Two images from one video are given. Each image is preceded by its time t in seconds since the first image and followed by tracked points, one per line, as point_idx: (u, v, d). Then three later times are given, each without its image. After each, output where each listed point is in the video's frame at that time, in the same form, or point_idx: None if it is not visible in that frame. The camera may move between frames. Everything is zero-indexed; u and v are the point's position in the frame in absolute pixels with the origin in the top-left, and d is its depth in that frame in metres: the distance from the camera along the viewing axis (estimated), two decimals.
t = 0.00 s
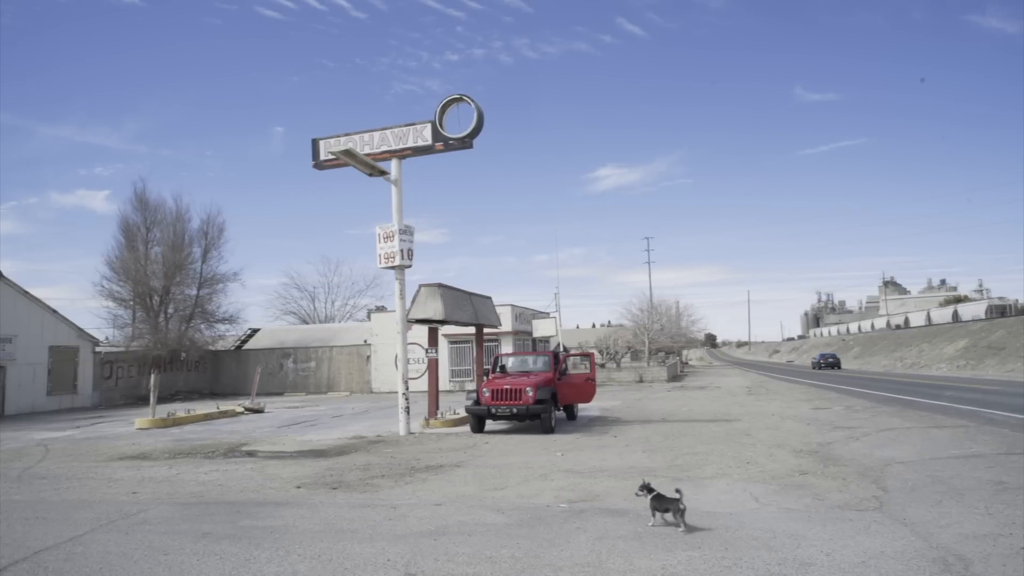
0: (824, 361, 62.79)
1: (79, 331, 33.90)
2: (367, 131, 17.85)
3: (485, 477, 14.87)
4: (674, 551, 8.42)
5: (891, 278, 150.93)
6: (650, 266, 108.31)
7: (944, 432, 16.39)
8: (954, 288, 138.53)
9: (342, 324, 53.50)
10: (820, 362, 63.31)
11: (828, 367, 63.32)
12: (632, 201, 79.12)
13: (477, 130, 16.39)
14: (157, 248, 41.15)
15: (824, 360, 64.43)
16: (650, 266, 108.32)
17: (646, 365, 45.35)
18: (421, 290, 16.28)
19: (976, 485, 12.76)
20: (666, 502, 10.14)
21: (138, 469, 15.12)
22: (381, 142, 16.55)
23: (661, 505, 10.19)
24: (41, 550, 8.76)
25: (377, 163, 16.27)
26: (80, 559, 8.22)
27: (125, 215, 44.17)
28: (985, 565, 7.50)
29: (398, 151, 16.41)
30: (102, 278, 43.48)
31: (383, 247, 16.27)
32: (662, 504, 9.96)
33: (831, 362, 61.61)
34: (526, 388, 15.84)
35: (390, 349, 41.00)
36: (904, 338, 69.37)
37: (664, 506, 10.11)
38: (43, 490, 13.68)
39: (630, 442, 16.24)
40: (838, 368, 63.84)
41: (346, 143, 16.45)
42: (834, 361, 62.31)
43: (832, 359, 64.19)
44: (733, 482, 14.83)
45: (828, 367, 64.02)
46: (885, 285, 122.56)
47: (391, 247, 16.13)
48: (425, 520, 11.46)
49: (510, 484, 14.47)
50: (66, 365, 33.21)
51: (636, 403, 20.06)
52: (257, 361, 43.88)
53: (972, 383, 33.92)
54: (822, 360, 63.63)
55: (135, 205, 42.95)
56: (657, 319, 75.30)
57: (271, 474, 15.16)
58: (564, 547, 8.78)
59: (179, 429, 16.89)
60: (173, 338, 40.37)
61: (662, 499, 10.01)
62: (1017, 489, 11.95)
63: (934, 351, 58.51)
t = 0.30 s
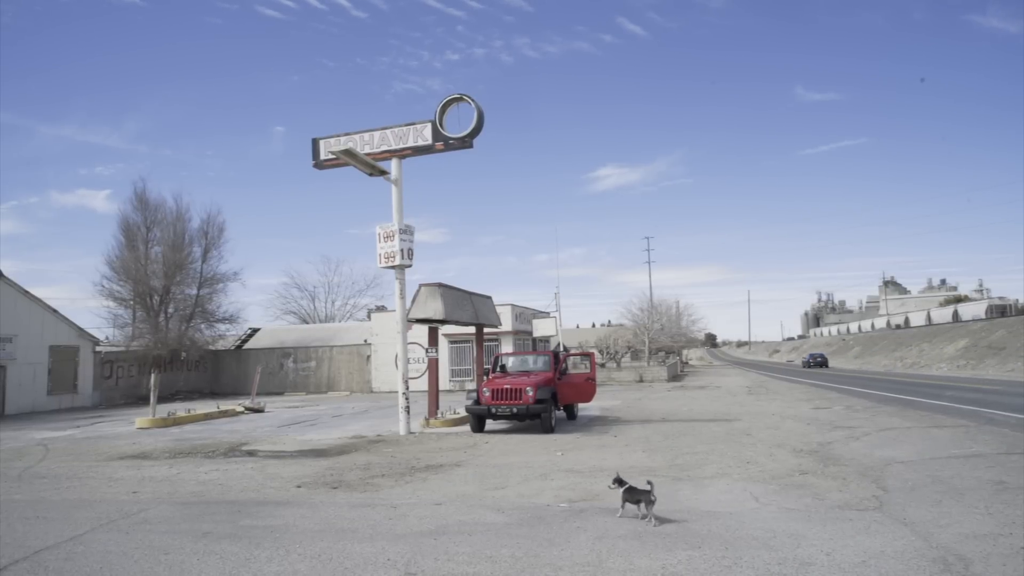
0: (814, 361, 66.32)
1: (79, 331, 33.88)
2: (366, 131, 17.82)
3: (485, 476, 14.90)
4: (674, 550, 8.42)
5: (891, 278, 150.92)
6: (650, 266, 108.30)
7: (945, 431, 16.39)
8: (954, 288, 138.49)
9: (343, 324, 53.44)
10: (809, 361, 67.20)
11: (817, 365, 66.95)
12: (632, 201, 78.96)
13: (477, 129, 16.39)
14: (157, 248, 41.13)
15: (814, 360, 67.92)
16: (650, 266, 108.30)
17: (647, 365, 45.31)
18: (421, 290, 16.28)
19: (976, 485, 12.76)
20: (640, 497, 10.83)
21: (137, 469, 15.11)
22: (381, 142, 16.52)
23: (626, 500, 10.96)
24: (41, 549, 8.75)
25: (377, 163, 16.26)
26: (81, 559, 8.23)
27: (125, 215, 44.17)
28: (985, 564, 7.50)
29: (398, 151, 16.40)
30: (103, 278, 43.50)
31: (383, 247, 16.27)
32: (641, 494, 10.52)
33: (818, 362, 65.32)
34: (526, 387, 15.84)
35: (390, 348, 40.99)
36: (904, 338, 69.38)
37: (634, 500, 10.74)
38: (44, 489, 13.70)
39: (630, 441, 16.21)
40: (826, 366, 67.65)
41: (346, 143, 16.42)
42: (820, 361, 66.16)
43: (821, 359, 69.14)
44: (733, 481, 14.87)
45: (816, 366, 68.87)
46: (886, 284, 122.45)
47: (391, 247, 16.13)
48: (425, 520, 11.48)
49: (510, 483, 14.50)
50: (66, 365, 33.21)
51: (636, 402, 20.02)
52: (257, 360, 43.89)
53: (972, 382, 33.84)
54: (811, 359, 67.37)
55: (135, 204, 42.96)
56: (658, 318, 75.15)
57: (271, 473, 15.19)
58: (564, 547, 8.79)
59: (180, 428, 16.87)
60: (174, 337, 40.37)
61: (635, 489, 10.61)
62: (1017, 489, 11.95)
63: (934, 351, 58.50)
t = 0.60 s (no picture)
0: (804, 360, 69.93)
1: (79, 330, 33.87)
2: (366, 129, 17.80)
3: (485, 476, 14.93)
4: (673, 550, 8.42)
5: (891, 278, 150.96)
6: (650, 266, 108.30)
7: (945, 431, 16.37)
8: (954, 287, 138.55)
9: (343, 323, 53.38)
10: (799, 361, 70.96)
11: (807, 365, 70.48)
12: (632, 200, 78.68)
13: (477, 129, 16.37)
14: (157, 248, 41.15)
15: (805, 358, 71.35)
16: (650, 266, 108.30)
17: (647, 365, 45.29)
18: (421, 290, 16.28)
19: (976, 484, 12.77)
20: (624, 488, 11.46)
21: (137, 468, 15.12)
22: (381, 141, 16.50)
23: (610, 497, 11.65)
24: (41, 549, 8.75)
25: (378, 163, 16.25)
26: (81, 558, 8.24)
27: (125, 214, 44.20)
28: (985, 564, 7.50)
29: (398, 150, 16.38)
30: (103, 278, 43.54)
31: (383, 247, 16.27)
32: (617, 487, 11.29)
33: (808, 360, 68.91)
34: (526, 387, 15.84)
35: (390, 348, 41.00)
36: (904, 338, 69.40)
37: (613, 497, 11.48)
38: (44, 488, 13.72)
39: (631, 441, 16.18)
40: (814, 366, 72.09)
41: (346, 142, 16.40)
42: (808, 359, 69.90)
43: (810, 359, 72.49)
44: (733, 481, 14.92)
45: (809, 366, 71.48)
46: (886, 284, 122.30)
47: (391, 246, 16.14)
48: (426, 519, 11.51)
49: (510, 483, 14.52)
50: (67, 364, 33.23)
51: (636, 401, 19.98)
52: (257, 360, 43.90)
53: (973, 382, 33.94)
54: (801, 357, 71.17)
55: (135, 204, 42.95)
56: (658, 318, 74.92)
57: (271, 473, 15.22)
58: (564, 546, 8.80)
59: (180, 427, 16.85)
60: (174, 337, 40.40)
61: (612, 483, 11.55)
62: (1017, 488, 11.95)
63: (934, 351, 58.56)
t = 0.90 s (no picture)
0: (792, 360, 73.46)
1: (79, 330, 33.86)
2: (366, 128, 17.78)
3: (485, 475, 14.94)
4: (674, 549, 8.42)
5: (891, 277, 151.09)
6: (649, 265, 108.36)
7: (945, 430, 16.39)
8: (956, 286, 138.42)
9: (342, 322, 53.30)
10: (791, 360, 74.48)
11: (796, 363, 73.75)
12: (633, 199, 78.47)
13: (477, 128, 16.37)
14: (157, 248, 41.14)
15: (795, 358, 75.01)
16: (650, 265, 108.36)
17: (647, 364, 45.24)
18: (421, 289, 16.28)
19: (975, 483, 12.78)
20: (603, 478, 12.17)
21: (137, 468, 15.12)
22: (381, 140, 16.48)
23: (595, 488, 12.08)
24: (41, 548, 8.76)
25: (378, 162, 16.25)
26: (81, 557, 8.25)
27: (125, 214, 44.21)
28: (984, 562, 7.51)
29: (398, 149, 16.37)
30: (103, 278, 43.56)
31: (383, 246, 16.27)
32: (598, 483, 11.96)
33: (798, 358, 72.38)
34: (526, 387, 15.85)
35: (389, 347, 40.96)
36: (905, 336, 69.52)
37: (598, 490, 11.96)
38: (44, 488, 13.72)
39: (631, 440, 16.17)
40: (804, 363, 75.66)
41: (345, 141, 16.39)
42: (797, 358, 73.37)
43: (801, 357, 74.80)
44: (733, 480, 14.94)
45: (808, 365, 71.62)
46: (885, 283, 122.22)
47: (391, 246, 16.12)
48: (426, 519, 11.52)
49: (510, 482, 14.54)
50: (66, 363, 33.22)
51: (636, 400, 19.95)
52: (257, 360, 43.89)
53: (972, 380, 33.92)
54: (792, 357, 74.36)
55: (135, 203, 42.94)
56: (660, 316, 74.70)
57: (271, 472, 15.23)
58: (564, 545, 8.79)
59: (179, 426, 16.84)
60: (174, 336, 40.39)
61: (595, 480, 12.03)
62: (1016, 487, 11.97)
63: (934, 349, 58.64)
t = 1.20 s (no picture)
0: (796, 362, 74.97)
1: (65, 332, 33.41)
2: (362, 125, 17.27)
3: (485, 482, 14.44)
4: (680, 558, 7.93)
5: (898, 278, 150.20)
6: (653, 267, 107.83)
7: (960, 435, 15.87)
8: (972, 287, 137.13)
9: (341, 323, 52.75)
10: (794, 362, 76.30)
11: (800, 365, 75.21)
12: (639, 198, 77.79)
13: (476, 123, 15.86)
14: (145, 247, 40.49)
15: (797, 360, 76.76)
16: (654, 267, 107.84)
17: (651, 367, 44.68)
18: (418, 290, 15.78)
19: (993, 490, 12.29)
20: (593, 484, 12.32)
21: (124, 475, 14.64)
22: (377, 136, 15.96)
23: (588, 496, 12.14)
24: (26, 558, 8.31)
25: (374, 159, 15.74)
26: (66, 567, 7.75)
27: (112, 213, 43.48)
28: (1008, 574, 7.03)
29: (394, 145, 15.86)
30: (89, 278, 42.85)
31: (379, 245, 15.76)
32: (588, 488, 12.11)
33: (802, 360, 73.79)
34: (527, 390, 15.39)
35: (386, 350, 40.30)
36: (917, 339, 68.82)
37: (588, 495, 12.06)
38: (29, 495, 13.25)
39: (635, 445, 15.64)
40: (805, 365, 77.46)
41: (340, 137, 15.88)
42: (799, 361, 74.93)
43: (801, 360, 76.11)
44: (740, 487, 14.44)
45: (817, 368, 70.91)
46: (896, 285, 121.67)
47: (387, 245, 15.61)
48: (423, 527, 11.04)
49: (510, 489, 14.05)
50: (53, 366, 32.78)
51: (640, 403, 19.42)
52: (249, 362, 43.38)
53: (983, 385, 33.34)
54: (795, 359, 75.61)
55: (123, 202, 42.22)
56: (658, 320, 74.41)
57: (264, 479, 14.75)
58: (566, 554, 8.30)
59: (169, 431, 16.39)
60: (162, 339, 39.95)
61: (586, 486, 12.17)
62: None
63: (949, 352, 58.11)
